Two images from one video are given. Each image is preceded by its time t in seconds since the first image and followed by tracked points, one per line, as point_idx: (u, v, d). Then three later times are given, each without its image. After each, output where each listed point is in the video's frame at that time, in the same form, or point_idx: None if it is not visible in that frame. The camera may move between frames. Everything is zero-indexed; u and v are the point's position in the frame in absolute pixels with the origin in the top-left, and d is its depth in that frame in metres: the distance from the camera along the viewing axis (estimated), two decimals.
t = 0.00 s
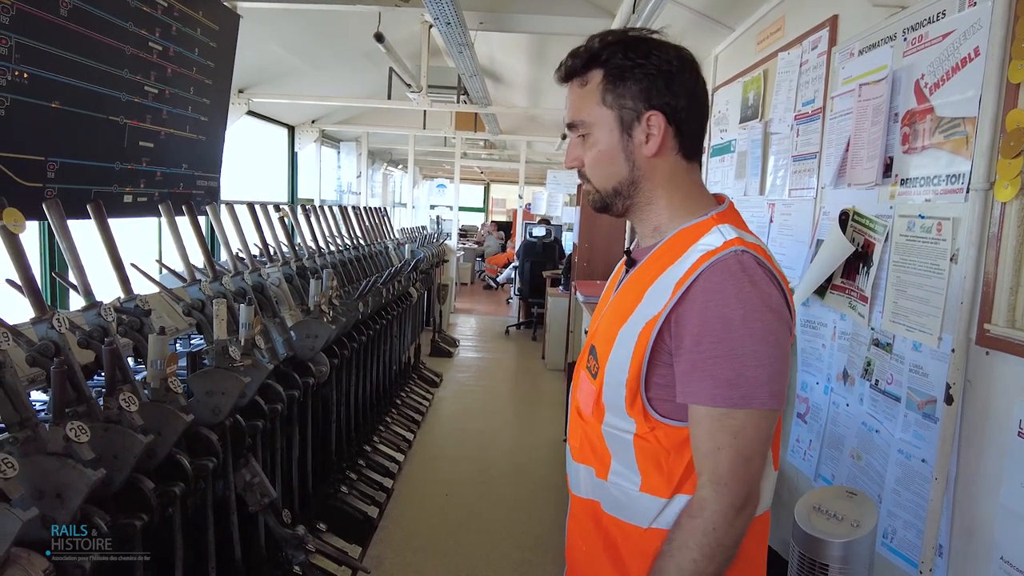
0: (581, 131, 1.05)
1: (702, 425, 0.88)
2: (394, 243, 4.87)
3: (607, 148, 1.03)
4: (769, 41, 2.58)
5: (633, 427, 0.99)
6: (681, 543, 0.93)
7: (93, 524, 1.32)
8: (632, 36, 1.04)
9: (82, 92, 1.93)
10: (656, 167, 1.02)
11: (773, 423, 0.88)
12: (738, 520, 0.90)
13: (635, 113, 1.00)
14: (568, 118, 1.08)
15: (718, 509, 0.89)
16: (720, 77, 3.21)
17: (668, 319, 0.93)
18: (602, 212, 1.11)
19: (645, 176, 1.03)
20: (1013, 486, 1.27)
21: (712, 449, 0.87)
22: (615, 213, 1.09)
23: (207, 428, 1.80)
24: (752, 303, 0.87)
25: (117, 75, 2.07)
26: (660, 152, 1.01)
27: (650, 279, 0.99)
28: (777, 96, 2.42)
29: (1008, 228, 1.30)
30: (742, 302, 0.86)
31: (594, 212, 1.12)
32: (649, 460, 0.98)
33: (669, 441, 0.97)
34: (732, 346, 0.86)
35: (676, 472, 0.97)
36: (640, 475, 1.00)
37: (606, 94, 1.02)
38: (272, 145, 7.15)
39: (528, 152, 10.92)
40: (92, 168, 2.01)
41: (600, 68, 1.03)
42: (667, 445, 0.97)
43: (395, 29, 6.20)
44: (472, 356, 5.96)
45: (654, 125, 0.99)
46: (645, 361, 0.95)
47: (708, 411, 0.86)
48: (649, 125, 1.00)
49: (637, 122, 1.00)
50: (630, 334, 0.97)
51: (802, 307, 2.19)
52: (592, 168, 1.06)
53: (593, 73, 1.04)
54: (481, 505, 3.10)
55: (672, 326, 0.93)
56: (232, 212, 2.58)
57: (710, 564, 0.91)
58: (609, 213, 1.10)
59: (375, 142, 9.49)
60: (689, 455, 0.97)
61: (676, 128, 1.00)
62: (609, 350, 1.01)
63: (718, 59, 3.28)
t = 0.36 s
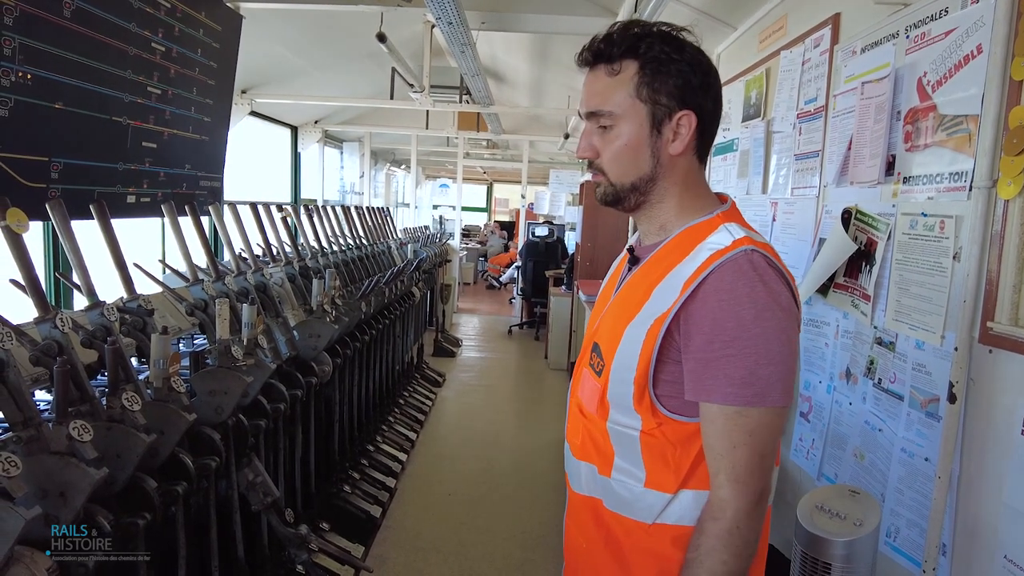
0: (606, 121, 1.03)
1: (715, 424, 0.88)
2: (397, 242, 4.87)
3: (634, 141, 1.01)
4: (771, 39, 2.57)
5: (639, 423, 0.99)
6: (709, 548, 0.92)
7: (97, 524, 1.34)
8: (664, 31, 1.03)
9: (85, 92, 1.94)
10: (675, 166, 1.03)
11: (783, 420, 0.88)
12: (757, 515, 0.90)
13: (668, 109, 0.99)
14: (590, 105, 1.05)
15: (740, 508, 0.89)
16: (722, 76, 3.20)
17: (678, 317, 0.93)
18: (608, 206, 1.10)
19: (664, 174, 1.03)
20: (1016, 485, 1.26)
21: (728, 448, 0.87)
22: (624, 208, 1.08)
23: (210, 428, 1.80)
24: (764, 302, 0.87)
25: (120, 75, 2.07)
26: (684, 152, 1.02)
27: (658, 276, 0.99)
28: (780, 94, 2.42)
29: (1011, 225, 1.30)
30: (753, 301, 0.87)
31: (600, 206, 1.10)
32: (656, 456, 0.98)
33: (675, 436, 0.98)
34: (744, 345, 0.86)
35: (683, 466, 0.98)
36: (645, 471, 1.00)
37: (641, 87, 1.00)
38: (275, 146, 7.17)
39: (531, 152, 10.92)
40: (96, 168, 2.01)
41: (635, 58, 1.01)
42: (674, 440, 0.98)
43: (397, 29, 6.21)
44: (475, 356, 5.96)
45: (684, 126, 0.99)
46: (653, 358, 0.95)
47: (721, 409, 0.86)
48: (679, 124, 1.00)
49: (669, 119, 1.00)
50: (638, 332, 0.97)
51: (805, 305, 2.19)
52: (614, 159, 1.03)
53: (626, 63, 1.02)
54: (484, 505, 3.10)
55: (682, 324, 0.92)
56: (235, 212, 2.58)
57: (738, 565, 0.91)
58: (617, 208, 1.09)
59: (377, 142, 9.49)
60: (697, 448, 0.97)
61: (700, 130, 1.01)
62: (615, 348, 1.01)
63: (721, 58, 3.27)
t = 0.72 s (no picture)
0: (620, 121, 1.02)
1: (727, 427, 0.87)
2: (398, 242, 4.88)
3: (648, 143, 1.01)
4: (772, 38, 2.57)
5: (643, 424, 0.99)
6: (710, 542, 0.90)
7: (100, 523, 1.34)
8: (676, 35, 1.04)
9: (87, 94, 1.94)
10: (682, 170, 1.04)
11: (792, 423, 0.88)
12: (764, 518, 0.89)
13: (683, 112, 1.00)
14: (604, 104, 1.02)
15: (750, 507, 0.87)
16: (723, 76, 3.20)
17: (685, 321, 0.93)
18: (607, 209, 1.08)
19: (672, 177, 1.04)
20: (1017, 485, 1.26)
21: (741, 449, 0.86)
22: (627, 211, 1.07)
23: (212, 428, 1.80)
24: (770, 305, 0.87)
25: (122, 76, 2.08)
26: (692, 157, 1.03)
27: (662, 280, 0.99)
28: (781, 94, 2.42)
29: (1012, 224, 1.30)
30: (761, 304, 0.87)
31: (602, 209, 1.08)
32: (659, 456, 0.99)
33: (679, 436, 0.97)
34: (753, 347, 0.86)
35: (687, 466, 0.97)
36: (648, 472, 1.00)
37: (659, 90, 1.00)
38: (277, 146, 7.18)
39: (533, 151, 10.92)
40: (98, 169, 2.02)
41: (653, 59, 1.01)
42: (678, 441, 0.97)
43: (399, 29, 6.22)
44: (476, 356, 5.97)
45: (696, 131, 1.01)
46: (660, 361, 0.95)
47: (733, 412, 0.86)
48: (691, 129, 1.01)
49: (682, 124, 1.01)
50: (643, 336, 0.97)
51: (806, 305, 2.19)
52: (625, 160, 1.02)
53: (644, 63, 1.01)
54: (486, 505, 3.10)
55: (688, 328, 0.92)
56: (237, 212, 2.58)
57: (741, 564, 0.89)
58: (620, 210, 1.08)
59: (379, 142, 9.51)
60: (701, 447, 0.96)
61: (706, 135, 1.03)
62: (619, 351, 1.01)
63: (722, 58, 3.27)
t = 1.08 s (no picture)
0: (615, 124, 1.01)
1: (721, 425, 0.86)
2: (399, 242, 4.88)
3: (645, 144, 1.01)
4: (773, 39, 2.58)
5: (643, 427, 0.99)
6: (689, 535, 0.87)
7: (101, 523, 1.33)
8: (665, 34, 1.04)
9: (88, 94, 1.95)
10: (681, 169, 1.04)
11: (790, 426, 0.87)
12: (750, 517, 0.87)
13: (678, 110, 1.00)
14: (598, 108, 1.02)
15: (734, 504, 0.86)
16: (724, 76, 3.20)
17: (685, 322, 0.93)
18: (610, 212, 1.08)
19: (671, 177, 1.04)
20: (1018, 485, 1.27)
21: (733, 447, 0.86)
22: (630, 212, 1.07)
23: (213, 428, 1.81)
24: (769, 305, 0.87)
25: (123, 77, 2.08)
26: (690, 154, 1.04)
27: (661, 282, 0.99)
28: (781, 94, 2.42)
29: (1013, 224, 1.30)
30: (759, 305, 0.86)
31: (604, 211, 1.08)
32: (660, 459, 0.99)
33: (679, 438, 0.97)
34: (750, 349, 0.85)
35: (687, 469, 0.97)
36: (649, 475, 1.00)
37: (653, 90, 1.00)
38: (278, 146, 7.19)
39: (534, 151, 10.92)
40: (99, 170, 2.02)
41: (644, 59, 1.00)
42: (678, 444, 0.97)
43: (400, 29, 6.22)
44: (477, 356, 5.97)
45: (692, 127, 1.01)
46: (660, 363, 0.95)
47: (728, 412, 0.85)
48: (687, 125, 1.01)
49: (678, 122, 1.01)
50: (644, 338, 0.97)
51: (807, 305, 2.19)
52: (624, 162, 1.02)
53: (635, 64, 1.01)
54: (488, 505, 3.10)
55: (689, 329, 0.92)
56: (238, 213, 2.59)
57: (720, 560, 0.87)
58: (621, 213, 1.08)
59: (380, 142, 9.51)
60: (701, 449, 0.96)
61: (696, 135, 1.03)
62: (619, 353, 1.01)
63: (722, 58, 3.27)
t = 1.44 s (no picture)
0: (603, 125, 1.02)
1: (710, 429, 0.88)
2: (399, 243, 4.88)
3: (632, 148, 1.01)
4: (773, 39, 2.58)
5: (629, 427, 0.99)
6: (719, 556, 0.93)
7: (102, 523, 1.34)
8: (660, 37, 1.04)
9: (88, 95, 1.95)
10: (667, 174, 1.05)
11: (776, 424, 0.89)
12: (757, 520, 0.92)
13: (667, 116, 1.01)
14: (587, 108, 1.02)
15: (744, 513, 0.90)
16: (724, 76, 3.20)
17: (669, 323, 0.93)
18: (594, 212, 1.08)
19: (656, 180, 1.04)
20: (1018, 485, 1.26)
21: (725, 452, 0.88)
22: (613, 214, 1.07)
23: (213, 428, 1.81)
24: (752, 306, 0.87)
25: (123, 78, 2.08)
26: (677, 159, 1.04)
27: (646, 283, 0.99)
28: (781, 94, 2.42)
29: (1013, 224, 1.30)
30: (743, 306, 0.87)
31: (587, 212, 1.08)
32: (647, 459, 0.99)
33: (665, 438, 0.98)
34: (736, 350, 0.86)
35: (673, 468, 0.98)
36: (635, 474, 1.00)
37: (643, 93, 1.00)
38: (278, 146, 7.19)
39: (534, 151, 10.92)
40: (99, 170, 2.02)
41: (636, 62, 1.01)
42: (665, 443, 0.98)
43: (400, 30, 6.22)
44: (477, 356, 5.97)
45: (680, 133, 1.02)
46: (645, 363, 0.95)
47: (715, 414, 0.87)
48: (676, 131, 1.02)
49: (666, 127, 1.01)
50: (628, 338, 0.97)
51: (806, 305, 2.19)
52: (609, 165, 1.02)
53: (628, 67, 1.01)
54: (488, 505, 3.10)
55: (673, 330, 0.92)
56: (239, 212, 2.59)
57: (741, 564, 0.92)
58: (604, 214, 1.08)
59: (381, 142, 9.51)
60: (686, 449, 0.97)
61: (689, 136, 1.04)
62: (604, 353, 1.01)
63: (722, 58, 3.27)
